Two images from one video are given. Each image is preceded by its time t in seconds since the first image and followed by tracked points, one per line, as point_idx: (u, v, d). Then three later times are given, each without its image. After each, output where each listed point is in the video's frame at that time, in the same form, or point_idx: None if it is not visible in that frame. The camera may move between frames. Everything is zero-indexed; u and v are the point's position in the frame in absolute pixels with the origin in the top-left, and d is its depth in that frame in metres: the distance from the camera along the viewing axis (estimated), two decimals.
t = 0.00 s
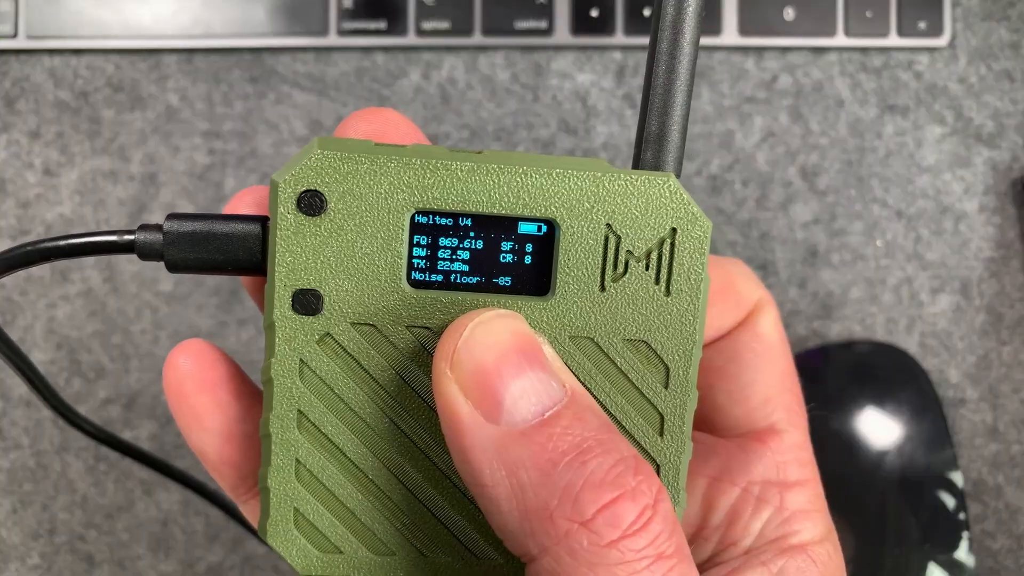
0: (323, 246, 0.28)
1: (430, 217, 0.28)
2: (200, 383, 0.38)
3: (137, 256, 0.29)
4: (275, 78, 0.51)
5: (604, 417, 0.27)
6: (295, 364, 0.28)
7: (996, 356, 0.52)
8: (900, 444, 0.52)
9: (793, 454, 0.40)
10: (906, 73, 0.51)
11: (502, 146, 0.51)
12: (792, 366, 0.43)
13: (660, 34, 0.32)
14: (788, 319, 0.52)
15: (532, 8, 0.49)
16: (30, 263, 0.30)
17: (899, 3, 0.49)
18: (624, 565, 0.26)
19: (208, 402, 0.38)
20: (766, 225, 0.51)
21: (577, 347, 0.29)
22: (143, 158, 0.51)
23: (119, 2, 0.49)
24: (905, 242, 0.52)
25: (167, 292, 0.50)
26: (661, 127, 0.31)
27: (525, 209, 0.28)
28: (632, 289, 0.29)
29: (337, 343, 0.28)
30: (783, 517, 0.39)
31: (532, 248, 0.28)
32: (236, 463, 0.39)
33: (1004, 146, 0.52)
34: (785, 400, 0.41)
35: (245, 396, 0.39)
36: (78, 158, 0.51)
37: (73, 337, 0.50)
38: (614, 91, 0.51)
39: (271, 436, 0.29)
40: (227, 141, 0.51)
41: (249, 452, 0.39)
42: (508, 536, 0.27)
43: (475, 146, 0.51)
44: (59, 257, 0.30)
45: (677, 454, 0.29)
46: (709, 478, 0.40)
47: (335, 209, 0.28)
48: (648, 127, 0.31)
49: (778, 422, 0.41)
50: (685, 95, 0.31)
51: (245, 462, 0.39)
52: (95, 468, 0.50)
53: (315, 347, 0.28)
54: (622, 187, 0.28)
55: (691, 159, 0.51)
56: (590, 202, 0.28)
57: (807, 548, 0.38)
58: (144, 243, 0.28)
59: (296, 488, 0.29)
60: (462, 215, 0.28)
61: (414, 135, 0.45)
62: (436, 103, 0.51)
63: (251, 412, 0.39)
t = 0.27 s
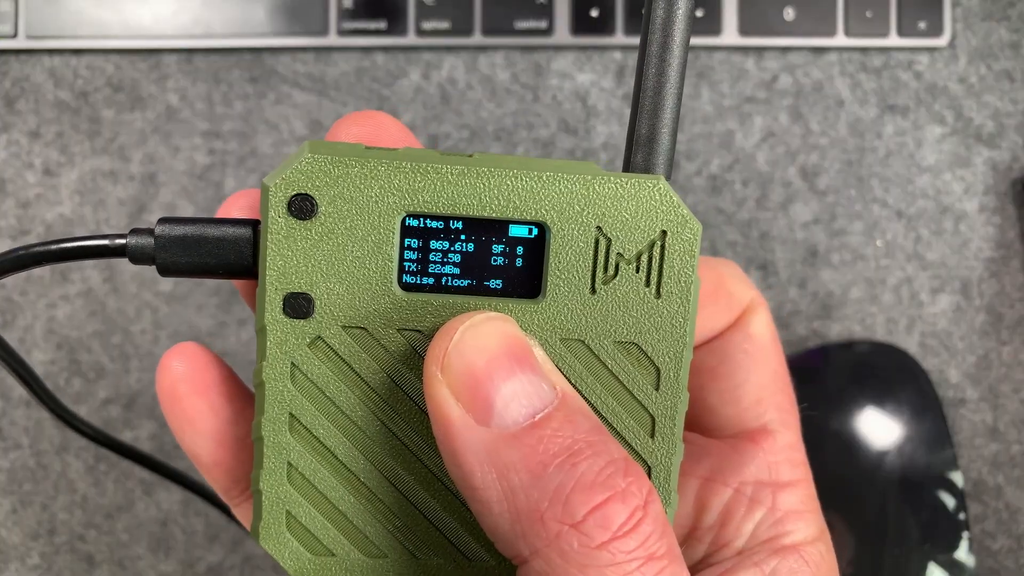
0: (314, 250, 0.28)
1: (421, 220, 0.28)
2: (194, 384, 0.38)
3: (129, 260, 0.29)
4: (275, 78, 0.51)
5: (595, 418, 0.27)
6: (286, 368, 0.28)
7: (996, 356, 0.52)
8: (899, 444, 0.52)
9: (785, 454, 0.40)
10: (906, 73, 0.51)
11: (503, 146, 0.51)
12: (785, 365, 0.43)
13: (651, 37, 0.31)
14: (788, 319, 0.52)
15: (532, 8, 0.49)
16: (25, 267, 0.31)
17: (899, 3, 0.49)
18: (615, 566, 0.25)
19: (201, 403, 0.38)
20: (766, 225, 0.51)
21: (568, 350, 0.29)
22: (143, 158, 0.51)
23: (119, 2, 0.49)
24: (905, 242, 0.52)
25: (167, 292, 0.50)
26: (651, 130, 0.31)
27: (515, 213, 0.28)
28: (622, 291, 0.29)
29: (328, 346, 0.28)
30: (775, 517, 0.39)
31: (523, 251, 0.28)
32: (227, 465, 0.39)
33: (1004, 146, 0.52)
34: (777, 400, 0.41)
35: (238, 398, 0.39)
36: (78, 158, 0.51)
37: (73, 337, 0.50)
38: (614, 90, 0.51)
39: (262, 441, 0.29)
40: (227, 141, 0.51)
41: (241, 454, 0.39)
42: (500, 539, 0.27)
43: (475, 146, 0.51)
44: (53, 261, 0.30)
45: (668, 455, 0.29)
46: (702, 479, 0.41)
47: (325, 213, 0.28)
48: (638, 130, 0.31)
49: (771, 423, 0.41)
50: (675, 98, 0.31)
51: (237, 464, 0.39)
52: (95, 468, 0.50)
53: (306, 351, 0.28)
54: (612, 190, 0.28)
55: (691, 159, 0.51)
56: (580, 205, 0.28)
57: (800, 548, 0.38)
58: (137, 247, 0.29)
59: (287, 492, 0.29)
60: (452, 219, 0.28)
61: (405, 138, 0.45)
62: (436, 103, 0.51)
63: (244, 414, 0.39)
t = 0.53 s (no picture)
0: (310, 249, 0.28)
1: (416, 220, 0.28)
2: (190, 384, 0.38)
3: (126, 261, 0.29)
4: (275, 78, 0.51)
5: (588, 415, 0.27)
6: (282, 367, 0.28)
7: (996, 356, 0.52)
8: (900, 444, 0.52)
9: (778, 451, 0.40)
10: (906, 73, 0.51)
11: (503, 146, 0.51)
12: (777, 363, 0.43)
13: (643, 39, 0.31)
14: (788, 319, 0.52)
15: (532, 8, 0.49)
16: (22, 268, 0.31)
17: (899, 2, 0.49)
18: (608, 562, 0.25)
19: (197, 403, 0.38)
20: (766, 225, 0.51)
21: (562, 348, 0.29)
22: (143, 158, 0.51)
23: (119, 2, 0.49)
24: (905, 242, 0.52)
25: (167, 291, 0.50)
26: (643, 129, 0.31)
27: (509, 212, 0.28)
28: (615, 290, 0.29)
29: (324, 345, 0.28)
30: (769, 513, 0.39)
31: (517, 250, 0.28)
32: (225, 463, 0.39)
33: (1003, 146, 0.52)
34: (769, 398, 0.41)
35: (234, 397, 0.39)
36: (78, 158, 0.51)
37: (73, 337, 0.50)
38: (614, 91, 0.51)
39: (258, 441, 0.29)
40: (227, 141, 0.51)
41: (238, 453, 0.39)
42: (494, 537, 0.27)
43: (475, 146, 0.51)
44: (51, 262, 0.30)
45: (661, 452, 0.29)
46: (696, 476, 0.41)
47: (321, 213, 0.28)
48: (630, 130, 0.31)
49: (763, 420, 0.41)
50: (667, 98, 0.31)
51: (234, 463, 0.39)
52: (95, 468, 0.50)
53: (302, 350, 0.28)
54: (604, 189, 0.28)
55: (691, 159, 0.51)
56: (573, 204, 0.28)
57: (792, 545, 0.38)
58: (133, 247, 0.28)
59: (284, 490, 0.29)
60: (447, 218, 0.28)
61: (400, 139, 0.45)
62: (436, 103, 0.51)
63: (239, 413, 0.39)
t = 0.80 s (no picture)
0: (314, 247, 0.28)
1: (419, 220, 0.28)
2: (197, 379, 0.39)
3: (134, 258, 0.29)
4: (275, 78, 0.51)
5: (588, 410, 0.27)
6: (287, 363, 0.28)
7: (996, 356, 0.52)
8: (900, 444, 0.52)
9: (776, 448, 0.40)
10: (906, 73, 0.51)
11: (503, 146, 0.51)
12: (776, 364, 0.43)
13: (642, 40, 0.31)
14: (788, 319, 0.52)
15: (532, 8, 0.49)
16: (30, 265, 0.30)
17: (900, 2, 0.49)
18: (607, 554, 0.26)
19: (205, 398, 0.38)
20: (766, 225, 0.51)
21: (562, 345, 0.29)
22: (143, 158, 0.51)
23: (119, 2, 0.49)
24: (905, 242, 0.52)
25: (167, 291, 0.50)
26: (643, 130, 0.31)
27: (510, 212, 0.28)
28: (614, 288, 0.29)
29: (329, 342, 0.28)
30: (767, 509, 0.39)
31: (518, 249, 0.28)
32: (231, 458, 0.39)
33: (1004, 146, 0.52)
34: (768, 395, 0.41)
35: (241, 392, 0.39)
36: (78, 158, 0.51)
37: (73, 337, 0.50)
38: (614, 91, 0.51)
39: (264, 434, 0.29)
40: (227, 141, 0.51)
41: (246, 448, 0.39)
42: (495, 529, 0.27)
43: (475, 146, 0.51)
44: (58, 259, 0.30)
45: (659, 447, 0.29)
46: (694, 473, 0.40)
47: (326, 212, 0.28)
48: (630, 131, 0.31)
49: (762, 417, 0.41)
50: (667, 98, 0.31)
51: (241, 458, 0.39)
52: (95, 468, 0.50)
53: (307, 346, 0.28)
54: (605, 188, 0.28)
55: (691, 159, 0.51)
56: (573, 204, 0.28)
57: (791, 540, 0.38)
58: (142, 245, 0.28)
59: (288, 483, 0.29)
60: (450, 217, 0.28)
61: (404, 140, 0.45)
62: (436, 103, 0.51)
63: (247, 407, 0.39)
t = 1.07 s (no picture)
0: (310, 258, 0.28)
1: (410, 233, 0.28)
2: (201, 385, 0.39)
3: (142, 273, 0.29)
4: (275, 78, 0.51)
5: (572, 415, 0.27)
6: (286, 369, 0.29)
7: (996, 356, 0.52)
8: (900, 444, 0.52)
9: (755, 450, 0.40)
10: (905, 73, 0.51)
11: (503, 146, 0.51)
12: (756, 368, 0.42)
13: (620, 59, 0.31)
14: (788, 319, 0.52)
15: (532, 8, 0.49)
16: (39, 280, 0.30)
17: (900, 3, 0.49)
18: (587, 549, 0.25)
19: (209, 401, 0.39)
20: (766, 225, 0.51)
21: (546, 353, 0.29)
22: (143, 158, 0.51)
23: (118, 2, 0.48)
24: (905, 242, 0.52)
25: (167, 292, 0.50)
26: (623, 148, 0.31)
27: (495, 224, 0.28)
28: (595, 297, 0.29)
29: (325, 349, 0.28)
30: (747, 509, 0.39)
31: (505, 260, 0.28)
32: (234, 461, 0.39)
33: (1003, 146, 0.52)
34: (747, 398, 0.41)
35: (244, 397, 0.39)
36: (78, 158, 0.51)
37: (73, 337, 0.50)
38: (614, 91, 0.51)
39: (268, 438, 0.29)
40: (227, 141, 0.51)
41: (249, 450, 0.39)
42: (480, 527, 0.27)
43: (475, 146, 0.51)
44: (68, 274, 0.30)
45: (641, 451, 0.30)
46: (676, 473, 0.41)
47: (321, 228, 0.28)
48: (610, 148, 0.31)
49: (742, 420, 0.41)
50: (645, 116, 0.31)
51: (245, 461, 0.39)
52: (95, 467, 0.50)
53: (305, 354, 0.28)
54: (585, 201, 0.28)
55: (691, 159, 0.51)
56: (554, 216, 0.28)
57: (769, 538, 0.38)
58: (148, 260, 0.28)
59: (288, 485, 0.29)
60: (438, 230, 0.28)
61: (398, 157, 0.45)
62: (436, 103, 0.51)
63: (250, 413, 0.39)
